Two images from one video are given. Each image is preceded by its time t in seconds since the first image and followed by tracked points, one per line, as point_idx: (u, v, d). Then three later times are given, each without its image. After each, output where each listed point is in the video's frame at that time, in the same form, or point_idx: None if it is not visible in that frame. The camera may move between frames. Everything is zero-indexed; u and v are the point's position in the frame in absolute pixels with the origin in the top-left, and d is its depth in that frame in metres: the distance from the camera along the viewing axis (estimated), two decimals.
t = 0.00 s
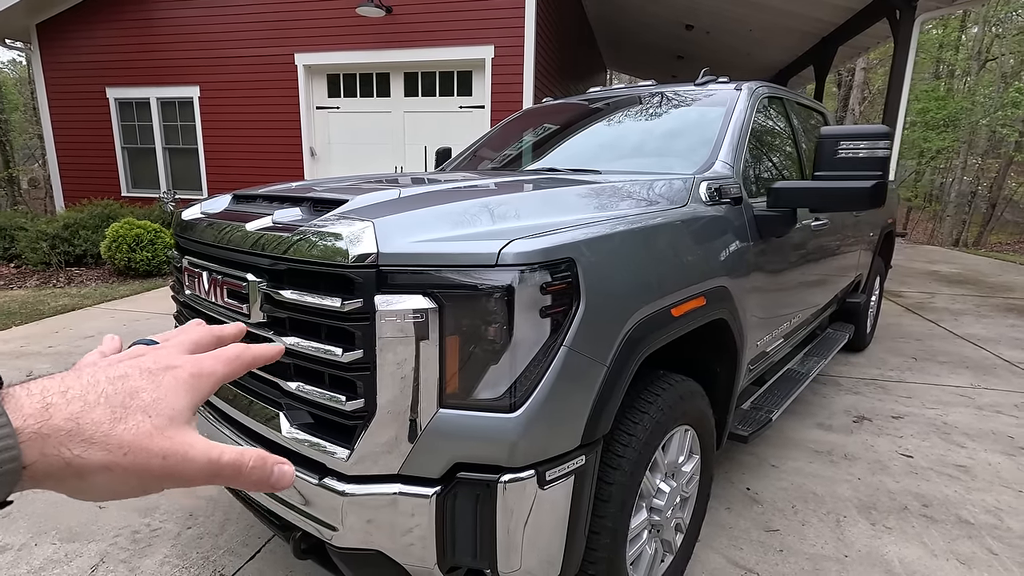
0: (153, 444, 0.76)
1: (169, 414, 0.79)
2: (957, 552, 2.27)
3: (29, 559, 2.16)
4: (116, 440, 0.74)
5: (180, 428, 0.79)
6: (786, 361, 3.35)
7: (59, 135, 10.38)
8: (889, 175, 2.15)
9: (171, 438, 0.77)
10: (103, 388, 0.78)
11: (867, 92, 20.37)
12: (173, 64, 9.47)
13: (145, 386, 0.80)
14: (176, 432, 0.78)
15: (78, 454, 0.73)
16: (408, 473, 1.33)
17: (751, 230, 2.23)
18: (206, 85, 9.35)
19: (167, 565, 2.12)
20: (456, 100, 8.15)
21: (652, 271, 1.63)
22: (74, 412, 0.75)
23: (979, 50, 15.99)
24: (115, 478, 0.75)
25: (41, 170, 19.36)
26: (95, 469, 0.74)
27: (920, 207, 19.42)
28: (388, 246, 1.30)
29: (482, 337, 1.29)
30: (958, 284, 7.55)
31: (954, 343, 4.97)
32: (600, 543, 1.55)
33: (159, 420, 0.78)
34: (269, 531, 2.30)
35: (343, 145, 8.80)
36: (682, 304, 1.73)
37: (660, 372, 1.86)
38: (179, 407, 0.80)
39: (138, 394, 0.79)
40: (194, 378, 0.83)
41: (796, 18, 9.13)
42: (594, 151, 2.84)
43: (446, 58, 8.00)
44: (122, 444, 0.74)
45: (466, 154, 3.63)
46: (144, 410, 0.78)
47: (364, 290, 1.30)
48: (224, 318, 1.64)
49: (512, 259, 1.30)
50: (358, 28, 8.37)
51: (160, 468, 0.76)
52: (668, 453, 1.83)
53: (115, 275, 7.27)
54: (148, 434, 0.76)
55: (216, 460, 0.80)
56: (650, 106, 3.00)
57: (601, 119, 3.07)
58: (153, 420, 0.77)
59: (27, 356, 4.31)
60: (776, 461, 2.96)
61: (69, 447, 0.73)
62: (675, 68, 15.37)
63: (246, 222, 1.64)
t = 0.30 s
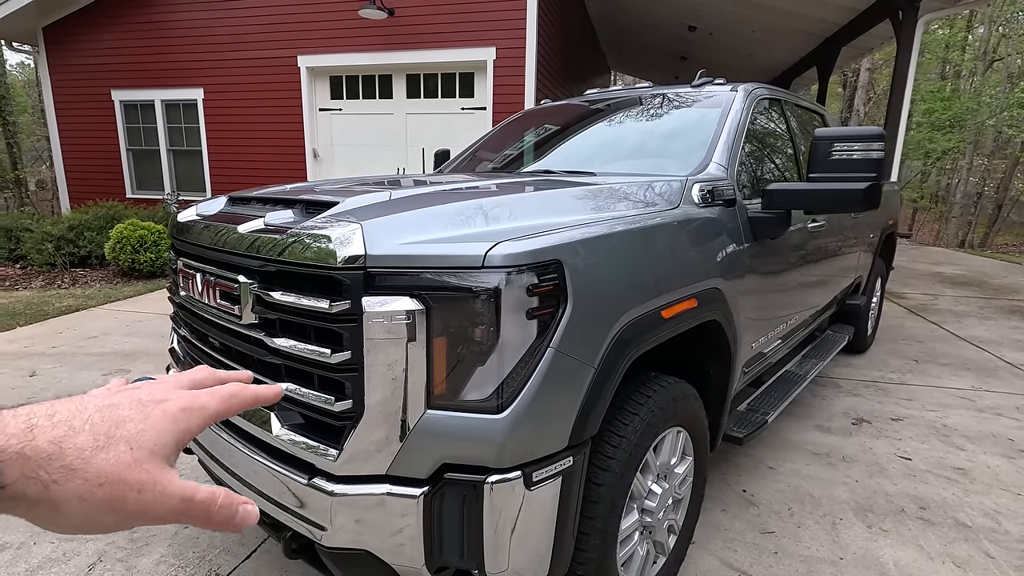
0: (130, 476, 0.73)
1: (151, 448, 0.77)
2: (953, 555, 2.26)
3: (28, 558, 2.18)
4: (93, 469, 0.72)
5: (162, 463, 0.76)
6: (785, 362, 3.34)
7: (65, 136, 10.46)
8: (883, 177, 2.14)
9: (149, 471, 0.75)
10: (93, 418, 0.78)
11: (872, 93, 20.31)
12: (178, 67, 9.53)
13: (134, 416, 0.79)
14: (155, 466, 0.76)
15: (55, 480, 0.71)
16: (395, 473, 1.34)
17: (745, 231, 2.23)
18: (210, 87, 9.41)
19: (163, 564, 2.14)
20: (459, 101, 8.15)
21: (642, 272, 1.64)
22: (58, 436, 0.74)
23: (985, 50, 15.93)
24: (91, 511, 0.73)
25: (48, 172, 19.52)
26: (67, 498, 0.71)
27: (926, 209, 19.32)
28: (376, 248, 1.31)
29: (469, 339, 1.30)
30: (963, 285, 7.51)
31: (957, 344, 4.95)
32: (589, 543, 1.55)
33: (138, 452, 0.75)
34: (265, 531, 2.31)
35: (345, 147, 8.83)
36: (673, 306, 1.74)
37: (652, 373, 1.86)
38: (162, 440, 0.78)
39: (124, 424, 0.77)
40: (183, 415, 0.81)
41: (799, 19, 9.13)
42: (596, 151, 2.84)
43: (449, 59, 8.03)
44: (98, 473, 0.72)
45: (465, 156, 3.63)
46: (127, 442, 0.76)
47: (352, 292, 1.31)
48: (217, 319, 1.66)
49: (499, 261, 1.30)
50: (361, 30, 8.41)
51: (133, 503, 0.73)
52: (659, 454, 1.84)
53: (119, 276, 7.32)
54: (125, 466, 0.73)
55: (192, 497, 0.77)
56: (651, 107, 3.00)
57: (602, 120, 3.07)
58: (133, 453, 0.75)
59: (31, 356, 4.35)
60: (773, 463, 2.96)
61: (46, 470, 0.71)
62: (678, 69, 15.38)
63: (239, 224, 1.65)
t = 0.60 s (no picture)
0: (114, 297, 0.66)
1: (137, 268, 0.69)
2: (951, 558, 2.26)
3: (28, 558, 2.20)
4: (72, 287, 0.64)
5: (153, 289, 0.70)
6: (785, 364, 3.33)
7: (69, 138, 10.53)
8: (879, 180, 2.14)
9: (137, 293, 0.68)
10: (67, 233, 0.69)
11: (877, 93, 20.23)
12: (181, 69, 9.58)
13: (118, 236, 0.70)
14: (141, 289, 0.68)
15: (26, 296, 0.63)
16: (388, 476, 1.35)
17: (741, 234, 2.23)
18: (213, 89, 9.45)
19: (161, 565, 2.15)
20: (460, 102, 8.15)
21: (636, 275, 1.64)
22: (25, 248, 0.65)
23: (991, 50, 15.85)
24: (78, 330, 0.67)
25: (54, 173, 19.65)
26: (44, 314, 0.64)
27: (930, 210, 19.22)
28: (368, 253, 1.31)
29: (460, 342, 1.31)
30: (966, 287, 7.47)
31: (959, 346, 4.93)
32: (582, 547, 1.55)
33: (122, 272, 0.68)
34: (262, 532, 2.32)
35: (347, 148, 8.85)
36: (666, 309, 1.74)
37: (647, 376, 1.86)
38: (151, 263, 0.70)
39: (107, 242, 0.69)
40: (173, 239, 0.73)
41: (802, 20, 9.11)
42: (598, 152, 2.84)
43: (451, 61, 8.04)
44: (78, 291, 0.65)
45: (465, 158, 3.63)
46: (109, 260, 0.68)
47: (344, 295, 1.31)
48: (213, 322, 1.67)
49: (490, 265, 1.31)
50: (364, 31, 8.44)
51: (121, 323, 0.67)
52: (654, 457, 1.84)
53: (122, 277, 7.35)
54: (108, 286, 0.66)
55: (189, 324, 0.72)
56: (652, 108, 2.99)
57: (603, 120, 3.07)
58: (116, 275, 0.67)
59: (33, 357, 4.38)
60: (772, 466, 2.95)
61: (14, 283, 0.62)
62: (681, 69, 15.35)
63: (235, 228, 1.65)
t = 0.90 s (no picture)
0: (18, 139, 0.56)
1: (50, 105, 0.57)
2: (952, 561, 2.25)
3: (28, 557, 2.20)
4: None
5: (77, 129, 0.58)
6: (784, 365, 3.33)
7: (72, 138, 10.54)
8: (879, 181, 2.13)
9: (50, 133, 0.57)
10: None
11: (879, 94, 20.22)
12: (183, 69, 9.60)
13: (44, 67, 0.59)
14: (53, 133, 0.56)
15: None
16: (385, 477, 1.35)
17: (741, 235, 2.22)
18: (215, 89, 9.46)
19: (160, 564, 2.15)
20: (462, 103, 8.16)
21: (635, 275, 1.64)
22: None
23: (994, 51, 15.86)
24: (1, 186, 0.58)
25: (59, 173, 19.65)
26: None
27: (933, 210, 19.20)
28: (364, 254, 1.31)
29: (457, 344, 1.31)
30: (968, 288, 7.46)
31: (961, 347, 4.91)
32: (579, 548, 1.55)
33: (29, 107, 0.56)
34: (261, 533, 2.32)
35: (349, 148, 8.87)
36: (665, 310, 1.73)
37: (646, 378, 1.86)
38: (71, 96, 0.58)
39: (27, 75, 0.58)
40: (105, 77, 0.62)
41: (804, 20, 9.11)
42: (598, 153, 2.83)
43: (452, 61, 8.05)
44: None
45: (465, 158, 3.63)
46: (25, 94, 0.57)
47: (341, 297, 1.32)
48: (211, 323, 1.68)
49: (487, 267, 1.31)
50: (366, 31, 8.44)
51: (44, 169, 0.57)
52: (652, 459, 1.84)
53: (124, 277, 7.37)
54: (8, 126, 0.55)
55: (121, 175, 0.58)
56: (653, 109, 2.99)
57: (604, 121, 3.07)
58: (20, 112, 0.56)
59: (36, 356, 4.39)
60: (772, 467, 2.95)
61: None
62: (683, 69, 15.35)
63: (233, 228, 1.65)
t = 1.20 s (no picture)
0: None
1: None
2: (951, 562, 2.24)
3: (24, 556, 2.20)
4: None
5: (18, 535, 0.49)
6: (783, 366, 3.32)
7: (73, 137, 10.55)
8: (879, 181, 2.12)
9: None
10: None
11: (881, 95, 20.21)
12: (184, 68, 9.60)
13: None
14: None
15: None
16: (380, 477, 1.34)
17: (740, 234, 2.22)
18: (216, 88, 9.46)
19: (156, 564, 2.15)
20: (462, 102, 8.16)
21: (633, 275, 1.63)
22: None
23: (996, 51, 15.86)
24: None
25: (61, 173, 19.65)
26: None
27: (935, 211, 19.17)
28: (359, 252, 1.31)
29: (452, 343, 1.30)
30: (969, 288, 7.45)
31: (962, 348, 4.90)
32: (576, 548, 1.55)
33: None
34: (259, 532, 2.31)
35: (350, 148, 8.87)
36: (662, 310, 1.72)
37: (644, 378, 1.85)
38: None
39: None
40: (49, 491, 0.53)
41: (806, 20, 9.09)
42: (599, 152, 2.82)
43: (452, 60, 8.04)
44: None
45: (464, 157, 3.62)
46: None
47: (336, 295, 1.31)
48: (207, 322, 1.67)
49: (484, 265, 1.30)
50: (366, 30, 8.43)
51: None
52: (650, 459, 1.83)
53: (124, 276, 7.38)
54: None
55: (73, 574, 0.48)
56: (653, 108, 2.98)
57: (604, 120, 3.06)
58: None
59: (35, 355, 4.39)
60: (771, 468, 2.94)
61: None
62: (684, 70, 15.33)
63: (229, 227, 1.65)
